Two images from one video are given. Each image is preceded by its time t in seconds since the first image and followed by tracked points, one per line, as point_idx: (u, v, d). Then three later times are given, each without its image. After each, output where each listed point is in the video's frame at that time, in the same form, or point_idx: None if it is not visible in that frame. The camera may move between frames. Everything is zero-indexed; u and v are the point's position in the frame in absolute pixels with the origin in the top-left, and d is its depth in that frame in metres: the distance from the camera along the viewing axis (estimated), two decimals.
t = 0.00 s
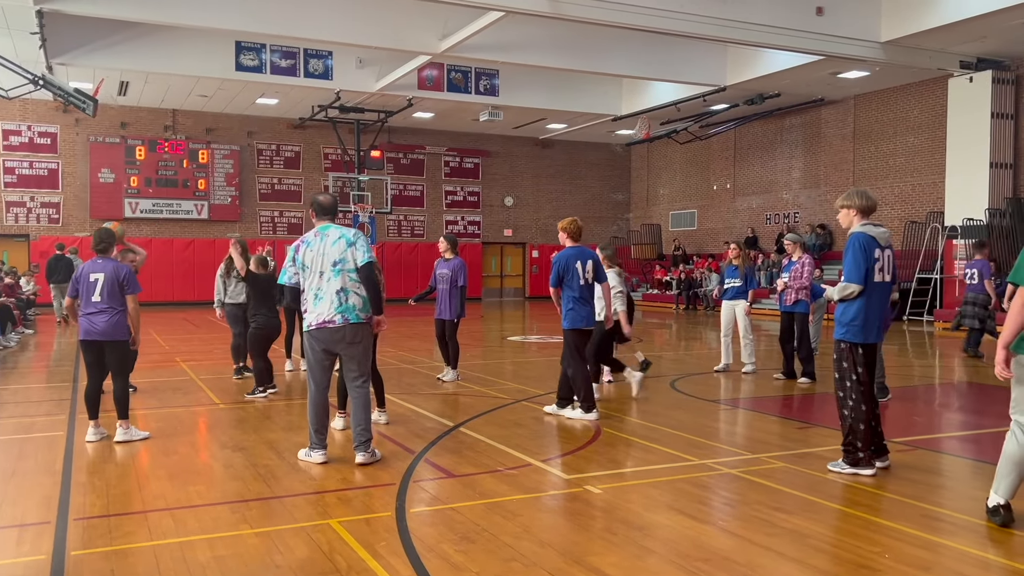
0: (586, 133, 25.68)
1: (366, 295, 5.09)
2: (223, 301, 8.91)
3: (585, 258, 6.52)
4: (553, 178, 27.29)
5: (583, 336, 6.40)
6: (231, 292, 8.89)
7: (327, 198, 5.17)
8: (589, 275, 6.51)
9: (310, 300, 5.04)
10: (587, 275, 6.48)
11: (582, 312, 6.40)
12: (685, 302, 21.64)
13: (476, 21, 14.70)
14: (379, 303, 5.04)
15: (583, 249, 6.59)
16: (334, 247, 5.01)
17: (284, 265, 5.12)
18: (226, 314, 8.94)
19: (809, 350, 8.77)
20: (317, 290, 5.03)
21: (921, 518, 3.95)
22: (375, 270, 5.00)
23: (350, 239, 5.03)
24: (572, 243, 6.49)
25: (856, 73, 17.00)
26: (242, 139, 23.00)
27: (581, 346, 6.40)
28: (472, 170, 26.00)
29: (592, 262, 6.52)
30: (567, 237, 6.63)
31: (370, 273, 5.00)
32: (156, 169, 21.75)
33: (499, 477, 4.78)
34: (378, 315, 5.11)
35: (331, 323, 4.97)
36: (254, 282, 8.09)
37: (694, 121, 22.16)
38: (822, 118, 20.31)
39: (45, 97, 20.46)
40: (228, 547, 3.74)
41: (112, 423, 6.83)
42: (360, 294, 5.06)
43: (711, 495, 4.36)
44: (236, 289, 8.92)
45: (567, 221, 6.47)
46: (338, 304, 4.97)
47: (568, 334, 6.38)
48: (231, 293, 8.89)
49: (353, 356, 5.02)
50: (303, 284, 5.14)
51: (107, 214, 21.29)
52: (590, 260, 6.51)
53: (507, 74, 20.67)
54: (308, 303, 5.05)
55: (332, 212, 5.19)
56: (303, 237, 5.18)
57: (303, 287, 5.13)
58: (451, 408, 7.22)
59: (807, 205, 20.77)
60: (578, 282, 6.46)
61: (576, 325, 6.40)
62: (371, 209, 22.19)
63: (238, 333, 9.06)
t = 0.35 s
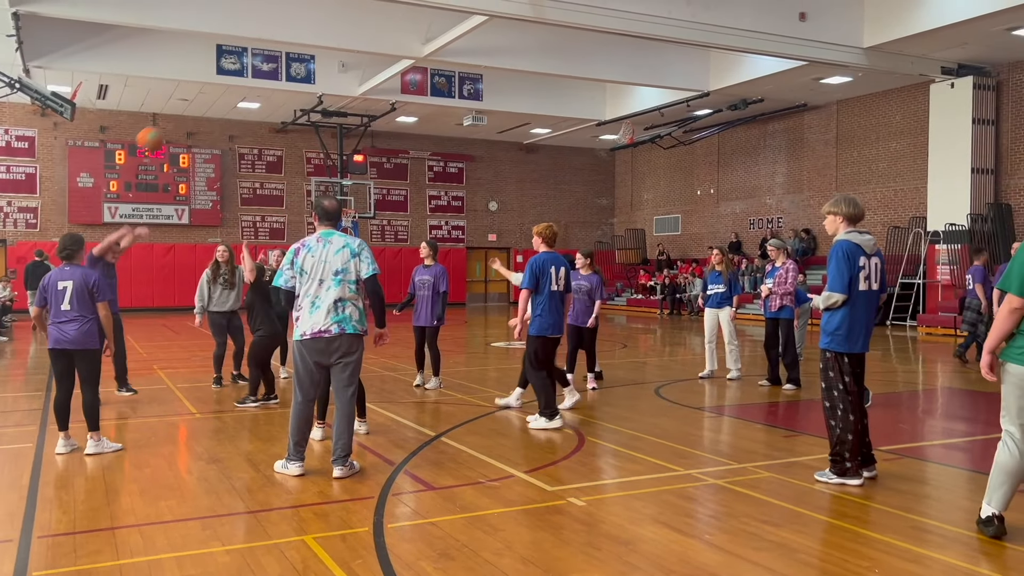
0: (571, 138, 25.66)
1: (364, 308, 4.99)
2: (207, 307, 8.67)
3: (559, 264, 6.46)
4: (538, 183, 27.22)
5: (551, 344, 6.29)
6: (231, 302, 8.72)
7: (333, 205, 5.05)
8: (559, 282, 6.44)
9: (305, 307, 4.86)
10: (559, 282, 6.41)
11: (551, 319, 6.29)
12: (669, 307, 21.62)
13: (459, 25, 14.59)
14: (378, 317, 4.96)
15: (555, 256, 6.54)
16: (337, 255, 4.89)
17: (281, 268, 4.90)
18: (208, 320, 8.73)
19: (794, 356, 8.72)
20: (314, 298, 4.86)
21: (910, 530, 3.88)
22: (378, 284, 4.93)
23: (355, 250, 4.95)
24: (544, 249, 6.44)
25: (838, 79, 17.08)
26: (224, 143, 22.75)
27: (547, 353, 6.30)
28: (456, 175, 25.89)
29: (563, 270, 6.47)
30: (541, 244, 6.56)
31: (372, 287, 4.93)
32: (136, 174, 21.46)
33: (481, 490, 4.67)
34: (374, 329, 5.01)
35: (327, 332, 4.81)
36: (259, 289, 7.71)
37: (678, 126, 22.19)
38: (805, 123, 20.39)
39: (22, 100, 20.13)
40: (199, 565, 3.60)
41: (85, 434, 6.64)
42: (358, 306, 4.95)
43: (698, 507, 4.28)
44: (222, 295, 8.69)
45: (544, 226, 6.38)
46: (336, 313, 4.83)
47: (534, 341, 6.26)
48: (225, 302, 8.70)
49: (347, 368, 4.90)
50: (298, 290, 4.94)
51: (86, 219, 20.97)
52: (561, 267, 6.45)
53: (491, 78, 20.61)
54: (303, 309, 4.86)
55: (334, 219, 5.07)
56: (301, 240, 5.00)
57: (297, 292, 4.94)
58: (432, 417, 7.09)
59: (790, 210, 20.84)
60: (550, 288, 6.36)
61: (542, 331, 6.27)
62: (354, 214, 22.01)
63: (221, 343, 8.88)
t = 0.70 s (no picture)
0: (552, 143, 25.69)
1: (345, 317, 4.92)
2: (196, 313, 8.48)
3: (528, 272, 6.15)
4: (519, 189, 27.20)
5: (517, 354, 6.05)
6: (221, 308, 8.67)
7: (318, 211, 4.97)
8: (529, 291, 6.14)
9: (286, 313, 4.77)
10: (528, 290, 6.10)
11: (517, 328, 6.04)
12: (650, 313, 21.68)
13: (439, 30, 14.55)
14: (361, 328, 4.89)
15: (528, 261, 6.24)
16: (321, 262, 4.82)
17: (263, 270, 4.81)
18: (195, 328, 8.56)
19: (774, 362, 8.73)
20: (295, 304, 4.77)
21: (890, 537, 3.88)
22: (361, 294, 4.87)
23: (339, 258, 4.88)
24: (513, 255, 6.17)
25: (817, 86, 17.25)
26: (202, 148, 22.54)
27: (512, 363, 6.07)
28: (437, 180, 25.82)
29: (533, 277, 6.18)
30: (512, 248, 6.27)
31: (355, 297, 4.87)
32: (112, 179, 21.18)
33: (460, 499, 4.61)
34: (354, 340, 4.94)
35: (307, 340, 4.73)
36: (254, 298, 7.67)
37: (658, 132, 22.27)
38: (783, 130, 20.55)
39: None
40: None
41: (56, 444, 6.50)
42: (340, 315, 4.87)
43: (679, 516, 4.24)
44: (209, 301, 8.57)
45: (515, 233, 6.20)
46: (317, 321, 4.75)
47: (499, 351, 6.02)
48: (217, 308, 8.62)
49: (327, 378, 4.82)
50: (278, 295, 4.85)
51: (61, 225, 20.67)
52: (531, 275, 6.15)
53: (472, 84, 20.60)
54: (283, 314, 4.77)
55: (318, 224, 4.99)
56: (285, 244, 4.92)
57: (277, 297, 4.85)
58: (411, 425, 7.01)
59: (769, 216, 21.00)
60: (518, 297, 6.05)
61: (507, 341, 6.02)
62: (335, 220, 21.86)
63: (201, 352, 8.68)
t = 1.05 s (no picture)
0: (526, 150, 25.73)
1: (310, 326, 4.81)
2: (170, 323, 8.36)
3: (484, 277, 5.97)
4: (493, 196, 27.18)
5: (477, 361, 5.87)
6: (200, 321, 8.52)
7: (278, 217, 4.89)
8: (483, 296, 5.95)
9: (248, 323, 4.72)
10: (482, 296, 5.92)
11: (474, 336, 5.86)
12: (624, 319, 21.77)
13: (413, 37, 14.51)
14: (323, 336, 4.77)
15: (489, 267, 6.08)
16: (280, 271, 4.73)
17: (224, 282, 4.78)
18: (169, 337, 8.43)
19: (747, 369, 8.78)
20: (256, 314, 4.71)
21: (863, 544, 3.91)
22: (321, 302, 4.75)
23: (299, 265, 4.78)
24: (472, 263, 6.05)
25: (787, 95, 17.47)
26: (172, 154, 22.25)
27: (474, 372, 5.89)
28: (411, 187, 25.73)
29: (492, 282, 5.99)
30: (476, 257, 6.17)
31: (315, 304, 4.75)
32: (80, 185, 20.80)
33: (435, 511, 4.56)
34: (319, 349, 4.83)
35: (269, 350, 4.66)
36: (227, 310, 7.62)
37: (632, 139, 22.41)
38: (755, 138, 20.79)
39: None
40: None
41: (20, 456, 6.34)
42: (303, 324, 4.77)
43: (655, 524, 4.24)
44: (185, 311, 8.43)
45: (475, 238, 6.07)
46: (278, 330, 4.67)
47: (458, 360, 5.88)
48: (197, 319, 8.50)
49: (293, 389, 4.73)
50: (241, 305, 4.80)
51: (26, 232, 20.26)
52: (489, 280, 5.97)
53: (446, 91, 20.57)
54: (245, 325, 4.72)
55: (279, 231, 4.91)
56: (246, 254, 4.87)
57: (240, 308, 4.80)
58: (386, 435, 6.94)
59: (741, 223, 21.21)
60: (471, 302, 5.90)
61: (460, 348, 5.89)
62: (307, 226, 21.68)
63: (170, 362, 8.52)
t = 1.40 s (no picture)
0: (507, 154, 25.73)
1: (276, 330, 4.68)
2: (153, 327, 8.20)
3: (468, 283, 5.80)
4: (473, 200, 27.15)
5: (454, 369, 5.72)
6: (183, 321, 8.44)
7: (242, 221, 4.83)
8: (466, 302, 5.76)
9: (215, 330, 4.67)
10: (461, 302, 5.75)
11: (452, 342, 5.73)
12: (605, 323, 21.82)
13: (394, 40, 14.47)
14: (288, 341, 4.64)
15: (476, 272, 5.89)
16: (243, 275, 4.65)
17: (193, 290, 4.76)
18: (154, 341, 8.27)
19: (728, 372, 8.82)
20: (222, 320, 4.66)
21: (843, 547, 3.92)
22: (285, 305, 4.62)
23: (263, 267, 4.68)
24: (461, 269, 5.93)
25: (766, 100, 17.61)
26: (149, 157, 21.99)
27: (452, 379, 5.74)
28: (391, 191, 25.63)
29: (473, 287, 5.79)
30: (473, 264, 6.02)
31: (279, 307, 4.62)
32: (54, 189, 20.49)
33: (415, 517, 4.53)
34: (287, 354, 4.70)
35: (235, 357, 4.59)
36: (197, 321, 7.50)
37: (612, 143, 22.48)
38: (734, 143, 20.94)
39: None
40: None
41: None
42: (269, 329, 4.65)
43: (637, 529, 4.23)
44: (167, 315, 8.31)
45: (467, 243, 5.95)
46: (242, 337, 4.59)
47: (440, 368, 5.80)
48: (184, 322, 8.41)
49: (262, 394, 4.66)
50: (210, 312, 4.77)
51: None
52: (470, 286, 5.78)
53: (426, 94, 20.53)
54: (213, 332, 4.68)
55: (246, 234, 4.84)
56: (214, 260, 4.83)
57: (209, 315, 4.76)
58: (366, 441, 6.88)
59: (721, 227, 21.35)
60: (450, 309, 5.77)
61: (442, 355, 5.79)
62: (286, 230, 21.52)
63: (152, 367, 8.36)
